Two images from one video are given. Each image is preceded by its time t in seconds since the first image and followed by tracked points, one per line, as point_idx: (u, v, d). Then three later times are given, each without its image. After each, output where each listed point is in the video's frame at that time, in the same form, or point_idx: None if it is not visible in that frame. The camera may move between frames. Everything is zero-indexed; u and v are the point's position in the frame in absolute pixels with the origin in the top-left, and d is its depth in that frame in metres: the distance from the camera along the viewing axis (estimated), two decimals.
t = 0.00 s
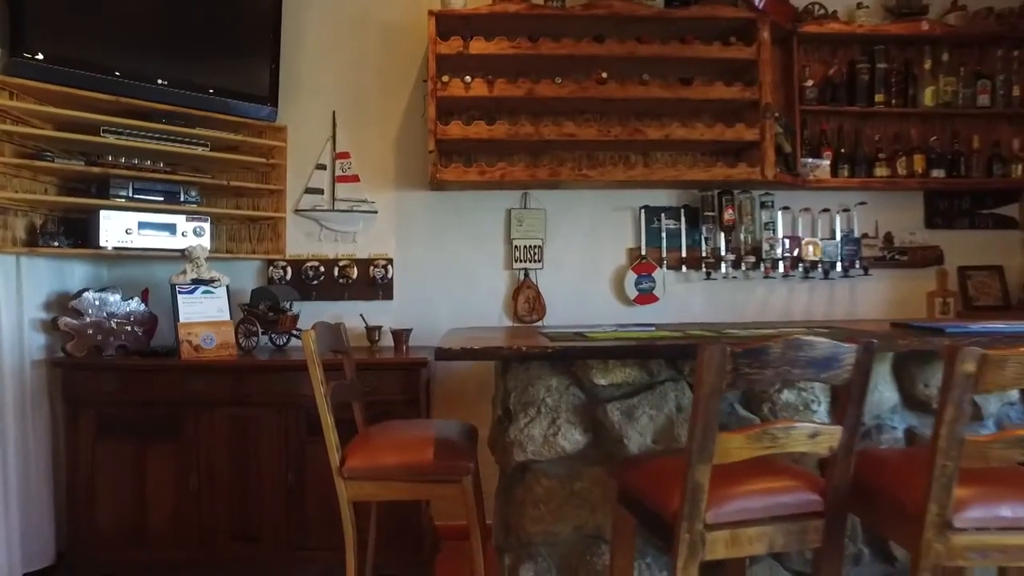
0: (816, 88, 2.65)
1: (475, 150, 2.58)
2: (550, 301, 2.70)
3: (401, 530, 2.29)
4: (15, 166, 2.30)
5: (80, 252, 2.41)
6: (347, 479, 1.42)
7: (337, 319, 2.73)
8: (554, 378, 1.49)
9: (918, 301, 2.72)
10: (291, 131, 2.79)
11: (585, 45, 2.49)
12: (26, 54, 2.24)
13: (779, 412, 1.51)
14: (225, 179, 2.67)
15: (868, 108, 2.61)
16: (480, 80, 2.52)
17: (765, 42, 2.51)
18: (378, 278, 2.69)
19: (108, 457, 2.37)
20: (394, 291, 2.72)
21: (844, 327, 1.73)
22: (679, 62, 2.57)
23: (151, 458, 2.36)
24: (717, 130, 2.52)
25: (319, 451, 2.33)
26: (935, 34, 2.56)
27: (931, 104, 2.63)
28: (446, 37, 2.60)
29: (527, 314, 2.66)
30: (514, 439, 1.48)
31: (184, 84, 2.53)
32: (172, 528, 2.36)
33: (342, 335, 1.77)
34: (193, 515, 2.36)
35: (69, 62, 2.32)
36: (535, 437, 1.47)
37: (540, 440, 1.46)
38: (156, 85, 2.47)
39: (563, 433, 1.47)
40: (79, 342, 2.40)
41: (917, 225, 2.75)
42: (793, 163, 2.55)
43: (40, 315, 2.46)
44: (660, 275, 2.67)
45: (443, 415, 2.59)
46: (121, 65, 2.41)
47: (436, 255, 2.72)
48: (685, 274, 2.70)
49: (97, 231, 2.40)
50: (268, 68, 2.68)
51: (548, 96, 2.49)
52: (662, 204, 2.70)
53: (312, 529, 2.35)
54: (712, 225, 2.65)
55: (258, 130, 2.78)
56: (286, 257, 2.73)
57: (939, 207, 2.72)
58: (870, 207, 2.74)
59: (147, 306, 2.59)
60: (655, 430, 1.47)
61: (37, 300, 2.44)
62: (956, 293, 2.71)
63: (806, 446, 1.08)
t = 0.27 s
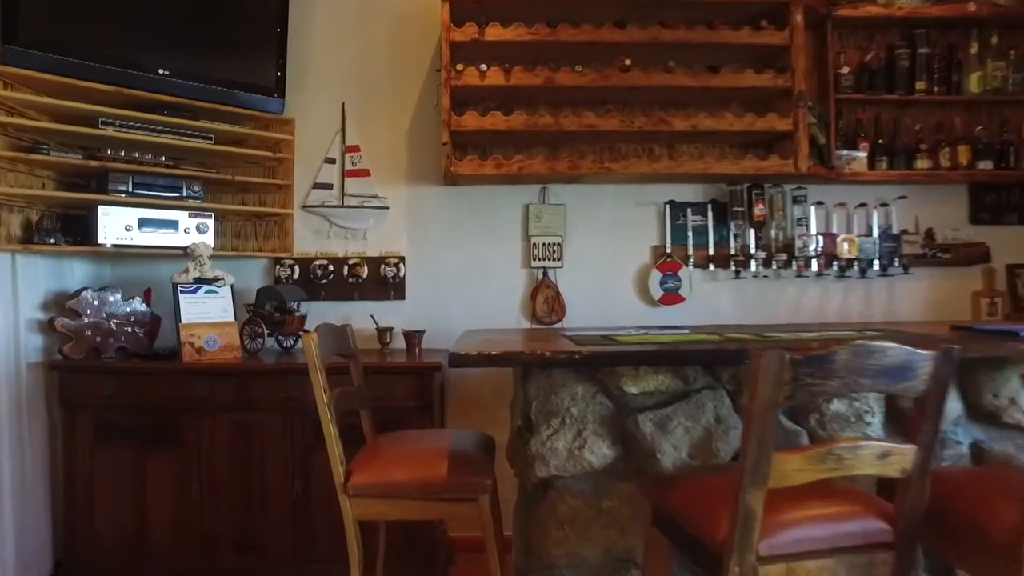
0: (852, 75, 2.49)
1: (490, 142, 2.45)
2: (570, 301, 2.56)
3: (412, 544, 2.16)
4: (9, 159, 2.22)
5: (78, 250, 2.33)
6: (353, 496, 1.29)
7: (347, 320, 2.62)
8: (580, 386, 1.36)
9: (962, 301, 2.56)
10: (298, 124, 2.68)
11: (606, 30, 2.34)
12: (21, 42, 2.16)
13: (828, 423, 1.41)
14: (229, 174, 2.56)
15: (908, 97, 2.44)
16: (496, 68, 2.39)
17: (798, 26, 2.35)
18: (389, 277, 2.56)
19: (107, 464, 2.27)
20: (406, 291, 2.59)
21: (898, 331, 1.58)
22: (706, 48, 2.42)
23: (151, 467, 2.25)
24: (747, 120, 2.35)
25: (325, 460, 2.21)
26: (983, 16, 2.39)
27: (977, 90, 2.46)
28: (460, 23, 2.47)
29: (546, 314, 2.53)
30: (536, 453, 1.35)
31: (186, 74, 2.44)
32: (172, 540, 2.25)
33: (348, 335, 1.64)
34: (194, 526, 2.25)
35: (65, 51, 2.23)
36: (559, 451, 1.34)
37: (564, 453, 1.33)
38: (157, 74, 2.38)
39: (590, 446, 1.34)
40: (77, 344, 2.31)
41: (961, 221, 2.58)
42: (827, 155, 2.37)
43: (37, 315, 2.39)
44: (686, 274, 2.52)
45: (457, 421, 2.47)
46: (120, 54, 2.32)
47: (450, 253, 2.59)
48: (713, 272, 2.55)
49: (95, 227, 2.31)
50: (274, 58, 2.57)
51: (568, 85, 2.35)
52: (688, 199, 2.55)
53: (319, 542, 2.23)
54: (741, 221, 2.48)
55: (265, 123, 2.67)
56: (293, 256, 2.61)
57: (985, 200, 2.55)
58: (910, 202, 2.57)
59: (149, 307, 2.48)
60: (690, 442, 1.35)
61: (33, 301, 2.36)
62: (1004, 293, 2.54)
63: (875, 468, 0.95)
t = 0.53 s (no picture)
0: (904, 60, 2.31)
1: (515, 135, 2.32)
2: (601, 303, 2.42)
3: (431, 560, 2.05)
4: (17, 156, 2.18)
5: (88, 249, 2.28)
6: (365, 519, 1.17)
7: (366, 323, 2.51)
8: (616, 399, 1.25)
9: None
10: (315, 119, 2.58)
11: (638, 15, 2.19)
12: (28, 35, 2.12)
13: (897, 441, 1.33)
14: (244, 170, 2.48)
15: (965, 83, 2.25)
16: (522, 57, 2.26)
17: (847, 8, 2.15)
18: (410, 278, 2.45)
19: (117, 469, 2.22)
20: (427, 293, 2.48)
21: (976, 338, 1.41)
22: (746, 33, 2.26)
23: (164, 472, 2.20)
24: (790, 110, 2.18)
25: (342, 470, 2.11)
26: None
27: None
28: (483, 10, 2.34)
29: (575, 317, 2.39)
30: (567, 472, 1.24)
31: (198, 66, 2.36)
32: (185, 549, 2.19)
33: (363, 340, 1.52)
34: (207, 536, 2.18)
35: (73, 45, 2.18)
36: (592, 470, 1.22)
37: (598, 473, 1.22)
38: (169, 67, 2.31)
39: (626, 465, 1.22)
40: (87, 347, 2.28)
41: None
42: (876, 146, 2.21)
43: (48, 317, 2.35)
44: (724, 274, 2.37)
45: (483, 434, 2.35)
46: (130, 47, 2.26)
47: (473, 254, 2.47)
48: (752, 273, 2.39)
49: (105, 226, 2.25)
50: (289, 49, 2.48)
51: (597, 74, 2.21)
52: (725, 195, 2.40)
53: (335, 554, 2.15)
54: (783, 218, 2.32)
55: (281, 117, 2.57)
56: (311, 255, 2.52)
57: None
58: (968, 195, 2.39)
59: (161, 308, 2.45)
60: (739, 463, 1.22)
61: (43, 303, 2.33)
62: None
63: (979, 506, 0.90)
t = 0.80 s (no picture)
0: (987, 38, 2.11)
1: (560, 127, 2.20)
2: (650, 304, 2.29)
3: None
4: (53, 153, 2.16)
5: (123, 249, 2.24)
6: (402, 541, 1.08)
7: (404, 325, 2.42)
8: (679, 413, 1.16)
9: None
10: (350, 115, 2.50)
11: None
12: (64, 32, 2.11)
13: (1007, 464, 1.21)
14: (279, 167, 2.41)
15: None
16: (567, 44, 2.14)
17: None
18: (450, 277, 2.36)
19: (151, 473, 2.18)
20: (468, 293, 2.38)
21: None
22: (810, 13, 2.09)
23: (199, 476, 2.15)
24: (859, 96, 2.01)
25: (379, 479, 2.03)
26: None
27: None
28: None
29: (623, 319, 2.26)
30: (625, 493, 1.14)
31: (232, 60, 2.32)
32: (219, 555, 2.14)
33: (399, 344, 1.42)
34: (242, 543, 2.13)
35: (107, 41, 2.15)
36: (653, 491, 1.13)
37: (659, 494, 1.13)
38: (203, 61, 2.27)
39: (692, 486, 1.13)
40: (121, 348, 2.26)
41: None
42: (954, 133, 2.03)
43: (85, 317, 2.33)
44: (783, 274, 2.22)
45: (524, 436, 2.30)
46: (163, 42, 2.23)
47: (516, 254, 2.36)
48: (814, 272, 2.22)
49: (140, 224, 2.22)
50: (326, 42, 2.41)
51: (646, 61, 2.07)
52: (785, 189, 2.23)
53: (371, 565, 2.06)
54: (848, 213, 2.15)
55: (317, 112, 2.50)
56: (348, 254, 2.44)
57: None
58: None
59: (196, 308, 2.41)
60: (819, 486, 1.13)
61: (79, 303, 2.31)
62: None
63: None
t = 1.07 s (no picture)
0: None
1: (617, 118, 2.09)
2: (714, 306, 2.15)
3: None
4: (103, 152, 2.14)
5: (171, 248, 2.22)
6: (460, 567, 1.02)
7: (454, 326, 2.33)
8: (768, 430, 1.11)
9: None
10: (399, 110, 2.45)
11: None
12: (114, 30, 2.09)
13: None
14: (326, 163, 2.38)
15: None
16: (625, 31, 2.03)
17: None
18: (501, 277, 2.27)
19: (199, 476, 2.14)
20: (520, 292, 2.28)
21: None
22: None
23: (245, 481, 2.11)
24: (948, 78, 1.85)
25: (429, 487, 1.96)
26: None
27: None
28: None
29: (685, 321, 2.14)
30: (708, 516, 1.09)
31: (279, 56, 2.28)
32: (267, 562, 2.10)
33: (452, 349, 1.33)
34: (289, 551, 2.09)
35: (156, 37, 2.13)
36: (741, 515, 1.07)
37: (746, 519, 1.07)
38: (250, 57, 2.23)
39: (784, 510, 1.07)
40: (168, 349, 2.24)
41: None
42: None
43: (134, 316, 2.32)
44: (860, 272, 2.05)
45: (580, 443, 2.19)
46: (212, 38, 2.19)
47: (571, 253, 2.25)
48: (894, 270, 2.06)
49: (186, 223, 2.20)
50: (374, 36, 2.37)
51: (711, 46, 1.94)
52: (861, 182, 2.08)
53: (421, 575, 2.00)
54: (935, 207, 1.98)
55: (365, 107, 2.45)
56: (395, 253, 2.37)
57: None
58: None
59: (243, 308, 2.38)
60: (932, 513, 1.06)
61: (128, 302, 2.29)
62: None
63: None
